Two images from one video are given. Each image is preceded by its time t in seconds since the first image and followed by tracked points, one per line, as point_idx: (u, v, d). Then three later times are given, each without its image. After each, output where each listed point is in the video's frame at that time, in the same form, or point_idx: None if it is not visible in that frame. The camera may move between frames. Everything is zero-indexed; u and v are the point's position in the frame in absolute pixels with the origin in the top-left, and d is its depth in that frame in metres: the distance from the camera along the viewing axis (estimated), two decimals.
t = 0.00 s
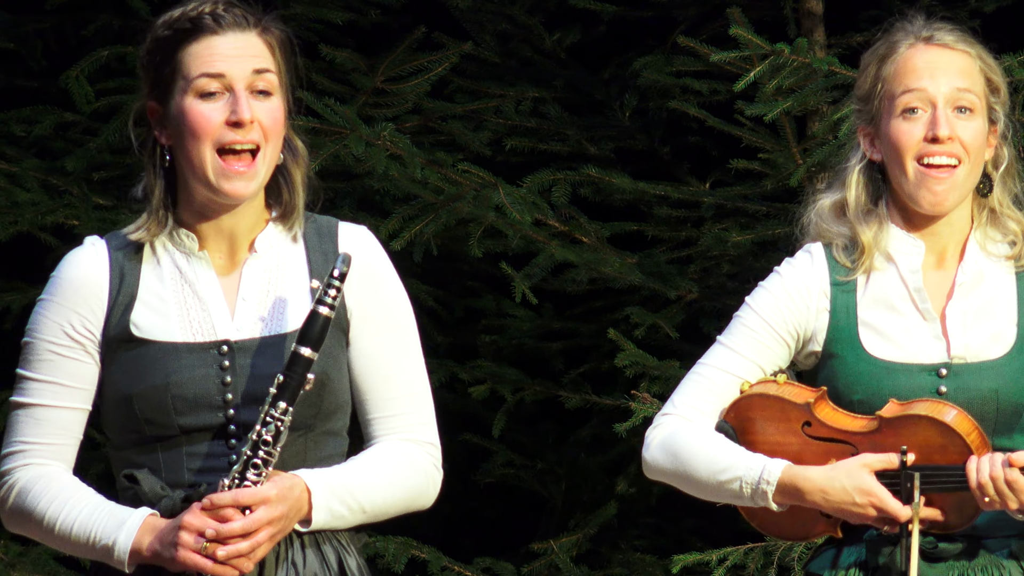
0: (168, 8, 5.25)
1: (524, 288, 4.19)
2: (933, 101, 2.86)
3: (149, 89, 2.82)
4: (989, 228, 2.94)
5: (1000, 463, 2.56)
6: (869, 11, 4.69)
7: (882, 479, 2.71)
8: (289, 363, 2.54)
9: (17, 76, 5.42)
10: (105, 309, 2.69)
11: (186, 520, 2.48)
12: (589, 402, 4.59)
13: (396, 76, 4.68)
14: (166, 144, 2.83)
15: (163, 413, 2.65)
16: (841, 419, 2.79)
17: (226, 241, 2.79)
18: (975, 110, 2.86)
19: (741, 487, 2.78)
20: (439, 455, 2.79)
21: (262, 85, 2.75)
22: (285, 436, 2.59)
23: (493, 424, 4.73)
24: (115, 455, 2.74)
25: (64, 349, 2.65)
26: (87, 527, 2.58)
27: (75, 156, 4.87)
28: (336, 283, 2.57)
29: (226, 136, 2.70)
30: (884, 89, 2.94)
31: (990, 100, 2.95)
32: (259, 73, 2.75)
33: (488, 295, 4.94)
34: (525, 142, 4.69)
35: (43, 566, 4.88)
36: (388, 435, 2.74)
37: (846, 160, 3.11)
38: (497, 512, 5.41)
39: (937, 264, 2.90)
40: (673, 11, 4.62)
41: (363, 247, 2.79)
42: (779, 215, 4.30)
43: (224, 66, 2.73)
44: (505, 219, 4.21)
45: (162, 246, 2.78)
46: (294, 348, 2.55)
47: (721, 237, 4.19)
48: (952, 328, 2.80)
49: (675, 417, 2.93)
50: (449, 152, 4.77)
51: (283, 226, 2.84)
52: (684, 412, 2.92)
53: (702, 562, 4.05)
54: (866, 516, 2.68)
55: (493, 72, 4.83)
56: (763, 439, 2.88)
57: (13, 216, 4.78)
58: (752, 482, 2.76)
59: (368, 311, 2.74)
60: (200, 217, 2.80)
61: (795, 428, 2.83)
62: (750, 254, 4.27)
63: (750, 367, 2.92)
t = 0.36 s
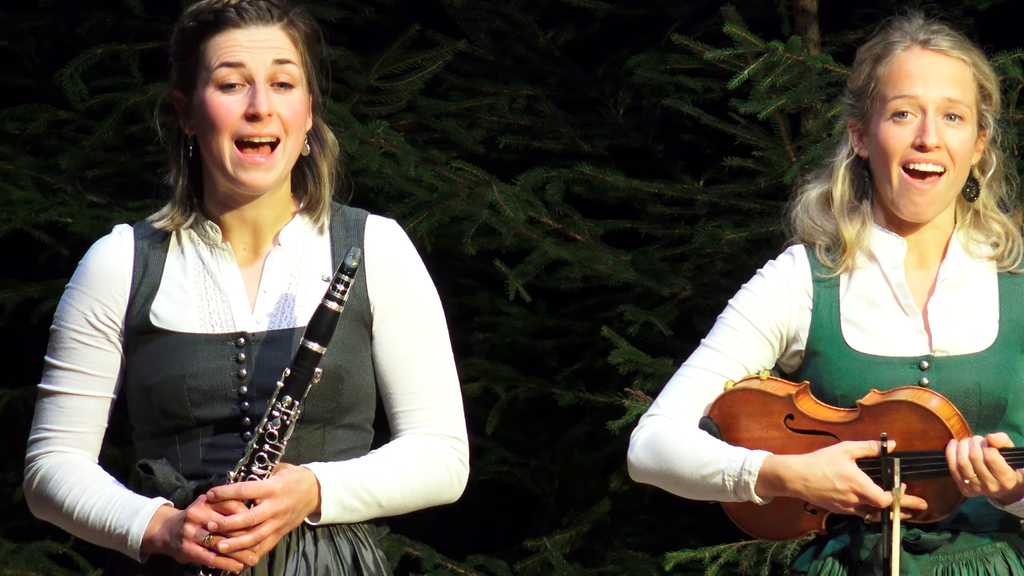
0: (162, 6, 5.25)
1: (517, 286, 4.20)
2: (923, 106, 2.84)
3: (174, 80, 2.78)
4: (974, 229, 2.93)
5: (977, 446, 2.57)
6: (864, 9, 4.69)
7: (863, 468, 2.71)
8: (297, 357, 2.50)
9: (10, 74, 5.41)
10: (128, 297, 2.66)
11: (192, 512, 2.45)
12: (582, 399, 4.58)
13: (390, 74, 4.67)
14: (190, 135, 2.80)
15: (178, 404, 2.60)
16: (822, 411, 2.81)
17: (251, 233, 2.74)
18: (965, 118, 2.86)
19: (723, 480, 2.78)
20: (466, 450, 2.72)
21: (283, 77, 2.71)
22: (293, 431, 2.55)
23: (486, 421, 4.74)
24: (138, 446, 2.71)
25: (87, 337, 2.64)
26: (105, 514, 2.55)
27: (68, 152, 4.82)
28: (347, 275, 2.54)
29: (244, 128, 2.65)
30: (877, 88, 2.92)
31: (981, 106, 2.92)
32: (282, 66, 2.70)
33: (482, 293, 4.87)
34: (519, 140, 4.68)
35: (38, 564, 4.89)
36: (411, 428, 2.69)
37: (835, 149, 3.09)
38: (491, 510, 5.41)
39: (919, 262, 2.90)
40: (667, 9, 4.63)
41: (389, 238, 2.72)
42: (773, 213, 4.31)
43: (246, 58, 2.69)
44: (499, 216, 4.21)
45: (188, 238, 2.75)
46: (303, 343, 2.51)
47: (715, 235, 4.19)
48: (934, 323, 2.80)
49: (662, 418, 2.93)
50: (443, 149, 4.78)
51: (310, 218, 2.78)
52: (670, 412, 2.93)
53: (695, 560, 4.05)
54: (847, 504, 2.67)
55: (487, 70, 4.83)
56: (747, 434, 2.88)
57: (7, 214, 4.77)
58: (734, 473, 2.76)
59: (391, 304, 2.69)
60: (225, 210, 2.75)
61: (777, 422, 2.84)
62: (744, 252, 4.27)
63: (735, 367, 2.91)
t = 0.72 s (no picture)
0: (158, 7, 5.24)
1: (513, 286, 4.19)
2: (909, 101, 2.75)
3: (198, 77, 2.64)
4: (956, 228, 2.81)
5: (952, 436, 2.44)
6: (860, 9, 4.69)
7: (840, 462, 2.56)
8: (312, 354, 2.30)
9: (6, 74, 5.40)
10: (154, 290, 2.51)
11: (208, 508, 2.29)
12: (578, 400, 4.56)
13: (386, 74, 4.67)
14: (214, 133, 2.65)
15: (199, 401, 2.44)
16: (803, 407, 2.68)
17: (275, 228, 2.58)
18: (950, 116, 2.76)
19: (703, 475, 2.64)
20: (492, 447, 2.53)
21: (303, 73, 2.56)
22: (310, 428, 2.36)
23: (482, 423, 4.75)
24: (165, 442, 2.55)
25: (112, 333, 2.50)
26: (128, 510, 2.42)
27: (64, 153, 4.81)
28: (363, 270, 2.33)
29: (262, 125, 2.50)
30: (865, 82, 2.83)
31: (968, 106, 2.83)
32: (304, 62, 2.55)
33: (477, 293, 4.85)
34: (515, 140, 4.67)
35: (33, 565, 4.87)
36: (436, 423, 2.50)
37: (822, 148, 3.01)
38: (486, 510, 5.39)
39: (900, 259, 2.79)
40: (663, 9, 4.63)
41: (414, 230, 2.54)
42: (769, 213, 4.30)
43: (266, 53, 2.54)
44: (495, 217, 4.21)
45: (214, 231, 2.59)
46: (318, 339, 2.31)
47: (711, 236, 4.18)
48: (915, 318, 2.69)
49: (645, 417, 2.80)
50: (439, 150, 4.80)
51: (335, 214, 2.59)
52: (653, 411, 2.79)
53: (691, 561, 4.04)
54: (825, 496, 2.52)
55: (483, 70, 4.83)
56: (730, 433, 2.74)
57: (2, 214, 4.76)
58: (714, 467, 2.62)
59: (416, 297, 2.50)
60: (250, 206, 2.58)
61: (758, 419, 2.70)
62: (740, 252, 4.26)
63: (718, 365, 2.79)
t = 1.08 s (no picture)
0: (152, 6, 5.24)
1: (508, 286, 4.18)
2: (894, 110, 2.70)
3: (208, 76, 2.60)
4: (937, 229, 2.78)
5: (930, 426, 2.41)
6: (854, 8, 4.70)
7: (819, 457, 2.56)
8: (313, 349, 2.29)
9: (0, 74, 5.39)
10: (163, 290, 2.51)
11: (209, 503, 2.29)
12: (573, 399, 4.57)
13: (380, 74, 4.64)
14: (223, 132, 2.62)
15: (206, 399, 2.42)
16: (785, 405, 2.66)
17: (283, 228, 2.55)
18: (935, 124, 2.71)
19: (683, 473, 2.63)
20: (501, 447, 2.50)
21: (310, 75, 2.52)
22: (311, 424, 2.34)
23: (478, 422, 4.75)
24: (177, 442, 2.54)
25: (123, 333, 2.50)
26: (134, 508, 2.40)
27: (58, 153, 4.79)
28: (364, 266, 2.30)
29: (268, 127, 2.46)
30: (850, 88, 2.79)
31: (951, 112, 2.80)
32: (311, 64, 2.51)
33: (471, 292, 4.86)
34: (509, 140, 4.67)
35: (28, 565, 4.83)
36: (445, 424, 2.47)
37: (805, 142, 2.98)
38: (482, 510, 5.40)
39: (880, 259, 2.77)
40: (658, 9, 4.63)
41: (421, 230, 2.51)
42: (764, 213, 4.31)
43: (273, 55, 2.50)
44: (490, 217, 4.21)
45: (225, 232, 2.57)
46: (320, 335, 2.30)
47: (705, 236, 4.19)
48: (896, 316, 2.67)
49: (629, 419, 2.80)
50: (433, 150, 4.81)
51: (345, 215, 2.58)
52: (636, 413, 2.79)
53: (686, 561, 4.04)
54: (804, 491, 2.51)
55: (477, 70, 4.84)
56: (713, 432, 2.72)
57: None
58: (694, 464, 2.61)
59: (424, 298, 2.47)
60: (261, 206, 2.56)
61: (739, 417, 2.69)
62: (735, 252, 4.26)
63: (700, 367, 2.78)
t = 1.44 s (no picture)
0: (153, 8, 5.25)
1: (510, 287, 4.19)
2: (887, 121, 2.69)
3: (216, 77, 2.60)
4: (926, 230, 2.79)
5: (929, 422, 2.40)
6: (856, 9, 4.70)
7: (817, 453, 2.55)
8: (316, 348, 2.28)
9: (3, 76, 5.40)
10: (172, 289, 2.51)
11: (209, 501, 2.29)
12: (574, 400, 4.57)
13: (381, 76, 4.66)
14: (231, 133, 2.62)
15: (212, 400, 2.43)
16: (780, 404, 2.66)
17: (291, 230, 2.56)
18: (928, 135, 2.70)
19: (680, 471, 2.62)
20: (506, 452, 2.50)
21: (317, 82, 2.52)
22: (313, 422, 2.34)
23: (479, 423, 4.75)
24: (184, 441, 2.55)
25: (132, 332, 2.51)
26: (139, 506, 2.41)
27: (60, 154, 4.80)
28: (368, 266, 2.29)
29: (270, 134, 2.46)
30: (845, 95, 2.77)
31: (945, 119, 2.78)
32: (316, 70, 2.51)
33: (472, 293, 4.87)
34: (511, 141, 4.68)
35: (29, 565, 4.84)
36: (451, 428, 2.47)
37: (797, 138, 2.97)
38: (484, 511, 5.40)
39: (872, 259, 2.77)
40: (659, 10, 4.64)
41: (430, 234, 2.51)
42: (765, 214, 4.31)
43: (277, 61, 2.49)
44: (491, 218, 4.22)
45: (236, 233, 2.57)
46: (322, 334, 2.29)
47: (707, 237, 4.19)
48: (888, 315, 2.67)
49: (622, 421, 2.79)
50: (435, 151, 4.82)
51: (354, 216, 2.58)
52: (629, 414, 2.78)
53: (687, 561, 4.04)
54: (802, 487, 2.50)
55: (479, 72, 4.85)
56: (707, 431, 2.72)
57: None
58: (690, 462, 2.61)
59: (432, 301, 2.47)
60: (268, 207, 2.56)
61: (734, 416, 2.69)
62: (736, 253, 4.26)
63: (693, 368, 2.78)
